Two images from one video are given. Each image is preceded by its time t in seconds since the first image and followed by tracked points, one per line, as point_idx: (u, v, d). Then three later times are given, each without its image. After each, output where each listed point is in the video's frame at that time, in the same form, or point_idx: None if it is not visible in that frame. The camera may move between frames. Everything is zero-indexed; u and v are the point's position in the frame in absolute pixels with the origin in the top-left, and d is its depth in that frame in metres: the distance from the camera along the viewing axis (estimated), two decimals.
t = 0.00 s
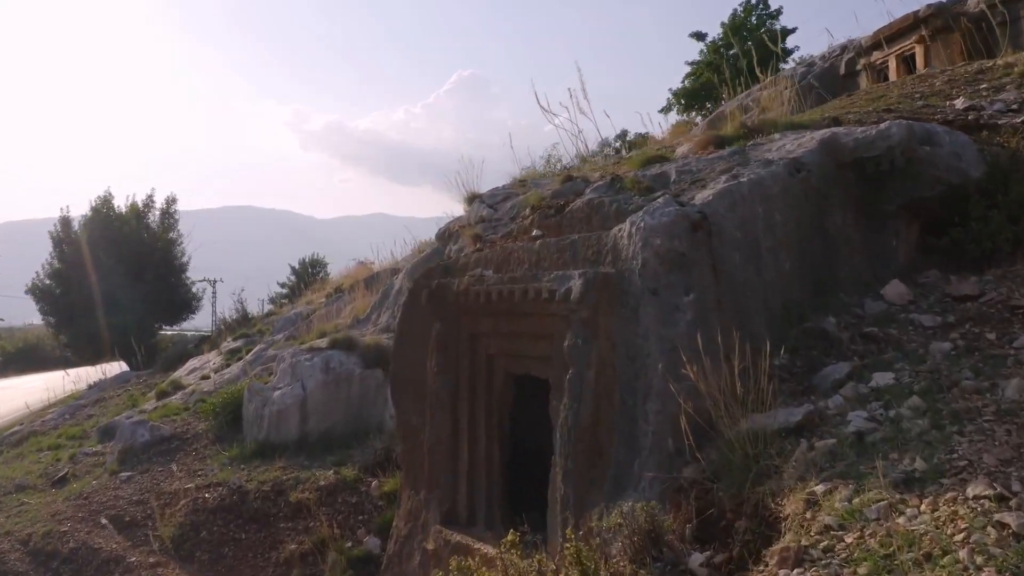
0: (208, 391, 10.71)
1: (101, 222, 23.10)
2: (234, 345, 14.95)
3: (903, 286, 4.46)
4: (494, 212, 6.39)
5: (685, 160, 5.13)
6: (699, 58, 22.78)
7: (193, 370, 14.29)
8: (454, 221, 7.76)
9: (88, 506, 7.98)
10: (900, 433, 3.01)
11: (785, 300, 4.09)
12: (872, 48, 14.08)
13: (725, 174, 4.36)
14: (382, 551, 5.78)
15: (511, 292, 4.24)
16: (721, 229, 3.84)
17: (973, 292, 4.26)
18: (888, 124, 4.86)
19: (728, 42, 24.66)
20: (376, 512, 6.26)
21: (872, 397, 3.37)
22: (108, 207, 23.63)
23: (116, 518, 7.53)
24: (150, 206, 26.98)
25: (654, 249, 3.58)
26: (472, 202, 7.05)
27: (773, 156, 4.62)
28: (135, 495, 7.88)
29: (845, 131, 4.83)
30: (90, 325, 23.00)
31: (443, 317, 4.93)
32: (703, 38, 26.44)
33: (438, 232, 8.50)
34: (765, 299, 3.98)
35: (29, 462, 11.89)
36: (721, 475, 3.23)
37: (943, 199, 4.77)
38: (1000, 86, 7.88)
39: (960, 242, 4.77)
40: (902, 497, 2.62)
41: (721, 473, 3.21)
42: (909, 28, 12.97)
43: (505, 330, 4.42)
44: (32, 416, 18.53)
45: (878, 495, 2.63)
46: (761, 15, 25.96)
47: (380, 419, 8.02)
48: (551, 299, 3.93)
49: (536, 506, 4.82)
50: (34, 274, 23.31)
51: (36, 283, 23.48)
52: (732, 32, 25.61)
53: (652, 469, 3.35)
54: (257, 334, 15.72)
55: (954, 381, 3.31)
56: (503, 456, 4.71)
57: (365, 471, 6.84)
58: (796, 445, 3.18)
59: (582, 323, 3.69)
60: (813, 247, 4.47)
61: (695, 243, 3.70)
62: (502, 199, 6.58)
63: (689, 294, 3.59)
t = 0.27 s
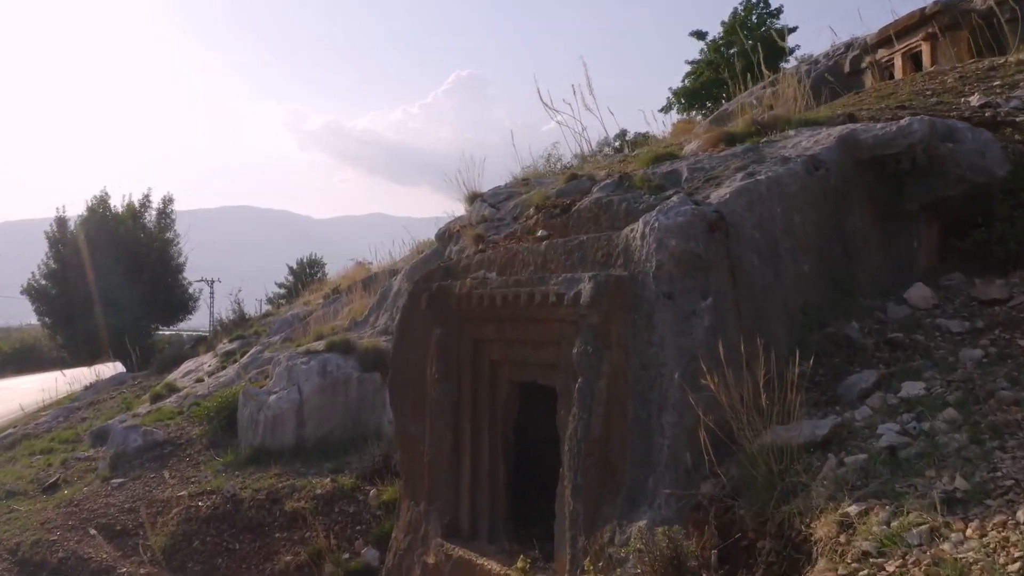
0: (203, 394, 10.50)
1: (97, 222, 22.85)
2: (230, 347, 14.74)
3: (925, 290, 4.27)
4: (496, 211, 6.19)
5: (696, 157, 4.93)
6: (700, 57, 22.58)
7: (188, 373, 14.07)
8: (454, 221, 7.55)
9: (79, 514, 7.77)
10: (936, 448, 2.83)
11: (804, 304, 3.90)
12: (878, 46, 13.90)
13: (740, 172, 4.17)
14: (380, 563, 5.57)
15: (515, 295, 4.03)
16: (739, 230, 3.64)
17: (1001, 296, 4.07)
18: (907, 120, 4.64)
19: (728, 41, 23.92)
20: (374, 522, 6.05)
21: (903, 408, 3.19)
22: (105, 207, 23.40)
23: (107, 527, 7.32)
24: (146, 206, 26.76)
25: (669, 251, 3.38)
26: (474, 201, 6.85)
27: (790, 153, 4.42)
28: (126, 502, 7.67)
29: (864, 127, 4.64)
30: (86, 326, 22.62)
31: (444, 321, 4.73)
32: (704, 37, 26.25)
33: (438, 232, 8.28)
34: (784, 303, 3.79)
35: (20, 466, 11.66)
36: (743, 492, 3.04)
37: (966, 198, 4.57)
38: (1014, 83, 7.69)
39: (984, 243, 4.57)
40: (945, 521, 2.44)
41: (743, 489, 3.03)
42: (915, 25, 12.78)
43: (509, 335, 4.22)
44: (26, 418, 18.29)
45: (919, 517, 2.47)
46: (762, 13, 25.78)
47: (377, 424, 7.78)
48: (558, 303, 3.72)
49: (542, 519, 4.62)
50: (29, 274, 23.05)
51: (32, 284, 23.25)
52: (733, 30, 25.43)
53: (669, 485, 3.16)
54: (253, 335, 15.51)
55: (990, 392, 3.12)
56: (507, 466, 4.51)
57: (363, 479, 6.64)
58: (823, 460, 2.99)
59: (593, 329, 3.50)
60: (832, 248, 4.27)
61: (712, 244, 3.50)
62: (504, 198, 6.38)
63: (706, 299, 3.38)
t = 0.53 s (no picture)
0: (198, 398, 10.28)
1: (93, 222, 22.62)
2: (226, 348, 14.52)
3: (952, 293, 4.08)
4: (499, 210, 5.99)
5: (708, 154, 4.73)
6: (701, 55, 22.39)
7: (183, 375, 13.84)
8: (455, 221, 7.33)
9: (69, 523, 7.55)
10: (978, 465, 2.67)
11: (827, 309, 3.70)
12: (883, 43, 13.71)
13: (759, 169, 3.96)
14: None
15: (522, 298, 3.82)
16: (760, 230, 3.44)
17: None
18: (930, 115, 4.43)
19: (729, 39, 23.48)
20: (373, 533, 5.84)
21: (938, 420, 3.02)
22: (101, 207, 23.18)
23: (98, 536, 7.11)
24: (143, 206, 26.54)
25: (687, 252, 3.17)
26: (475, 200, 6.65)
27: (809, 150, 4.22)
28: (118, 510, 7.45)
29: (885, 123, 4.44)
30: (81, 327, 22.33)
31: (446, 325, 4.51)
32: (704, 36, 26.07)
33: (438, 232, 8.08)
34: (807, 308, 3.59)
35: (12, 471, 11.43)
36: (770, 511, 2.85)
37: (991, 197, 4.35)
38: None
39: (1010, 244, 4.42)
40: (995, 547, 2.27)
41: (770, 509, 2.84)
42: (922, 21, 12.59)
43: (515, 340, 4.01)
44: (20, 421, 18.05)
45: (967, 544, 2.30)
46: (762, 12, 25.63)
47: (376, 429, 7.64)
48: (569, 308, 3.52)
49: (548, 532, 4.42)
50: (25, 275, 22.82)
51: (28, 284, 23.01)
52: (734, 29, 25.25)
53: (688, 503, 2.97)
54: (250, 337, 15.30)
55: None
56: (513, 477, 4.30)
57: (361, 487, 6.43)
58: (855, 477, 2.81)
59: (606, 335, 3.30)
60: (854, 249, 4.08)
61: (733, 245, 3.29)
62: (507, 197, 6.17)
63: (727, 303, 3.17)
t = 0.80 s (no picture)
0: (193, 402, 10.06)
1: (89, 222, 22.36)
2: (223, 350, 14.29)
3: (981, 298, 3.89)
4: (502, 210, 5.78)
5: (723, 152, 4.52)
6: (702, 54, 22.20)
7: (178, 378, 13.59)
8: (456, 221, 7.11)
9: (58, 532, 7.33)
10: None
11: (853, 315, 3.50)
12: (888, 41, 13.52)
13: (780, 167, 3.76)
14: None
15: (531, 304, 3.60)
16: (784, 231, 3.24)
17: None
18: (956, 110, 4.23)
19: (729, 39, 22.78)
20: (371, 546, 5.62)
21: (980, 435, 2.85)
22: (97, 207, 22.93)
23: (87, 546, 6.88)
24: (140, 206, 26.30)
25: (709, 255, 2.96)
26: (478, 199, 6.44)
27: (831, 147, 4.02)
28: (109, 520, 7.23)
29: (909, 119, 4.24)
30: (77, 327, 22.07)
31: (449, 330, 4.29)
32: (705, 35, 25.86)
33: (439, 232, 7.86)
34: (833, 314, 3.40)
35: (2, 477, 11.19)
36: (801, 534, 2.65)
37: (1021, 198, 4.15)
38: None
39: None
40: None
41: (800, 532, 2.65)
42: (928, 19, 12.40)
43: (523, 347, 3.79)
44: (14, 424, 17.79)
45: None
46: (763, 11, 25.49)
47: (374, 436, 7.44)
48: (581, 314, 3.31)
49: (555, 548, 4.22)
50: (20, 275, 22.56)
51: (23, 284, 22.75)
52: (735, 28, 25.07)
53: (712, 524, 2.76)
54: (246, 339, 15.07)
55: None
56: (520, 491, 4.08)
57: (360, 497, 6.23)
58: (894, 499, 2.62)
59: (622, 343, 3.09)
60: (878, 251, 3.87)
61: (756, 246, 3.09)
62: (510, 196, 5.96)
63: (751, 309, 2.97)
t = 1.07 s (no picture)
0: (188, 406, 9.85)
1: (84, 222, 22.11)
2: (219, 352, 14.08)
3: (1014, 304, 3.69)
4: (505, 209, 5.58)
5: (739, 148, 4.31)
6: (704, 52, 22.04)
7: (173, 381, 13.35)
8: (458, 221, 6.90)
9: (47, 542, 7.10)
10: None
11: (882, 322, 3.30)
12: (895, 39, 13.35)
13: (803, 165, 3.56)
14: None
15: (540, 310, 3.37)
16: (812, 232, 3.04)
17: None
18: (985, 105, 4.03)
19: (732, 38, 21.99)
20: (369, 559, 5.40)
21: None
22: (93, 206, 22.69)
23: (77, 557, 6.67)
24: (136, 206, 26.07)
25: (734, 258, 2.76)
26: (480, 198, 6.24)
27: (855, 144, 3.81)
28: (99, 529, 7.01)
29: (934, 115, 4.05)
30: (72, 329, 21.83)
31: (451, 336, 4.06)
32: (705, 34, 25.69)
33: (440, 233, 7.64)
34: (862, 321, 3.20)
35: None
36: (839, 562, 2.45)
37: None
38: None
39: None
40: None
41: (837, 558, 2.46)
42: (936, 16, 12.23)
43: (531, 355, 3.57)
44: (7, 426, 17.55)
45: None
46: (763, 9, 25.33)
47: (373, 442, 7.23)
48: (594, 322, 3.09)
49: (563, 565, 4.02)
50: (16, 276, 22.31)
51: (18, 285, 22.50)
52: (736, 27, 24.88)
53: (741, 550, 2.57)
54: (243, 340, 14.85)
55: None
56: (526, 506, 3.87)
57: (359, 506, 6.01)
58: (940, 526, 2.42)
59: (640, 353, 2.89)
60: (906, 254, 3.67)
61: (784, 249, 2.89)
62: (514, 195, 5.75)
63: (780, 316, 2.77)
